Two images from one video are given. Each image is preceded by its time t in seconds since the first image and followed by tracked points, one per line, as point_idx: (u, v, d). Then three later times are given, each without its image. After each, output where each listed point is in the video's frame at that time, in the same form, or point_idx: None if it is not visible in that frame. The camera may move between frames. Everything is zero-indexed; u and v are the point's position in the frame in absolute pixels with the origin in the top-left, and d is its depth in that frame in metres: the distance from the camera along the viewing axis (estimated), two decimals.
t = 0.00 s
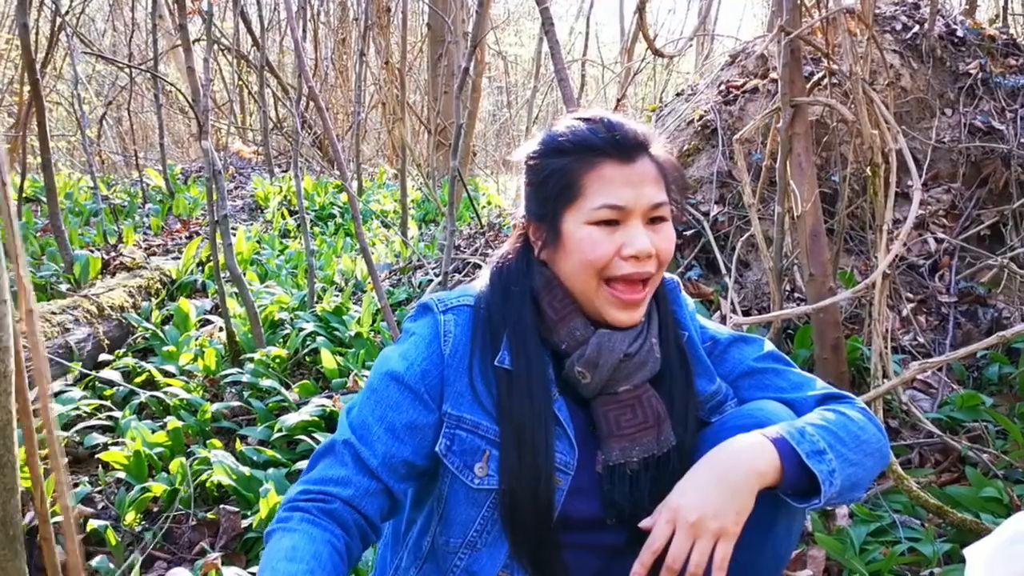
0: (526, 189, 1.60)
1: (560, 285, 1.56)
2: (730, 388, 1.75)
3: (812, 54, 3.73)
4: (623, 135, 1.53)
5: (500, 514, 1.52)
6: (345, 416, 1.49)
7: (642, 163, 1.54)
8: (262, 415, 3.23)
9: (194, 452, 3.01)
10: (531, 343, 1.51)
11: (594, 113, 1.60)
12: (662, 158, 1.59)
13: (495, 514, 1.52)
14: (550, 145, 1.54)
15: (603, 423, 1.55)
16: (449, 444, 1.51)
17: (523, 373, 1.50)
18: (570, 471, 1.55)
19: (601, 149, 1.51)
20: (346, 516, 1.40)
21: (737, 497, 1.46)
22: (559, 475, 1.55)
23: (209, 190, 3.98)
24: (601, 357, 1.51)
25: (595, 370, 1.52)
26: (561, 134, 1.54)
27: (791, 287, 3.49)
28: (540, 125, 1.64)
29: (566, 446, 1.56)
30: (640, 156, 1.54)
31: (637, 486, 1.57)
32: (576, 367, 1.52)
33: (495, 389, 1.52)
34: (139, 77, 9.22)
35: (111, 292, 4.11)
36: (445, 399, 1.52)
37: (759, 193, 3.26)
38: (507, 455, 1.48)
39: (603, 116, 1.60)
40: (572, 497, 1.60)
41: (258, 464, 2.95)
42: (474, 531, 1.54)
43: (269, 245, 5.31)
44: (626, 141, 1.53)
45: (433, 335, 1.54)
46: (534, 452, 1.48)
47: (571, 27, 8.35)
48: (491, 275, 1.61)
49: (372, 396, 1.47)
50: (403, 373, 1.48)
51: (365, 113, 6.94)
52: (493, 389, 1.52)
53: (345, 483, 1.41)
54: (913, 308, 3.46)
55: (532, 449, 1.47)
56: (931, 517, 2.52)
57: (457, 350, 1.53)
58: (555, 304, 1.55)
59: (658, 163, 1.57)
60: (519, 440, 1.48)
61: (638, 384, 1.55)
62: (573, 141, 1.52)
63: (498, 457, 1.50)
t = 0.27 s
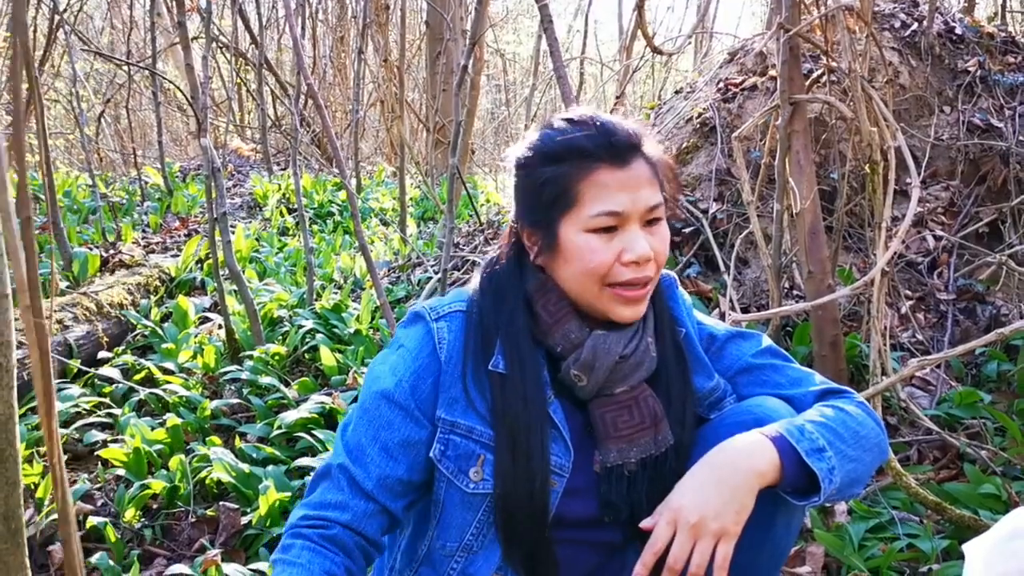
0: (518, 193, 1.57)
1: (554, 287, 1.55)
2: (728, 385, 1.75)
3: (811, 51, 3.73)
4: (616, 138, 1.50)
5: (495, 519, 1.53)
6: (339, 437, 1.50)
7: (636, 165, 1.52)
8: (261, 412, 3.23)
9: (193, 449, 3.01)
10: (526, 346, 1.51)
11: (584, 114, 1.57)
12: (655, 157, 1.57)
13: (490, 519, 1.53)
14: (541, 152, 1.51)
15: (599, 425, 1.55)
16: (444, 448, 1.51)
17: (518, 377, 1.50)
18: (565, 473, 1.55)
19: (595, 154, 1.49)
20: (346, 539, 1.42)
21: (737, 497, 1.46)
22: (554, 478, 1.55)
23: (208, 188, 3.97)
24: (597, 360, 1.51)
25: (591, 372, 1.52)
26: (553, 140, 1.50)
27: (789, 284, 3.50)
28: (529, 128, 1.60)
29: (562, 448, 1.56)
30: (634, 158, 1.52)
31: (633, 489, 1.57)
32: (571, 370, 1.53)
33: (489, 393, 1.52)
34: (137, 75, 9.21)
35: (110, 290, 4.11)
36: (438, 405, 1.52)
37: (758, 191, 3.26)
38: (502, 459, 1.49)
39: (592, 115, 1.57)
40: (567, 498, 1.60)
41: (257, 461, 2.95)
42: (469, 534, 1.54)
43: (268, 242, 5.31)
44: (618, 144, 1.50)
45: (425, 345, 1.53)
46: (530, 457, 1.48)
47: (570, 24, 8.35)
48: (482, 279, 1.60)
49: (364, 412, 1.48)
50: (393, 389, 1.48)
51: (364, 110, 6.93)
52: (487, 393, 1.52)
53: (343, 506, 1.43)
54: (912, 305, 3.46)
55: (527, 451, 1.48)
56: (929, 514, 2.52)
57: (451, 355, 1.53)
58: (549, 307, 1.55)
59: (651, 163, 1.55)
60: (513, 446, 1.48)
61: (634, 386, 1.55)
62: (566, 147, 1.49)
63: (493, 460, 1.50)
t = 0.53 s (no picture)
0: (513, 210, 1.51)
1: (552, 292, 1.54)
2: (727, 382, 1.75)
3: (810, 49, 3.73)
4: (616, 157, 1.45)
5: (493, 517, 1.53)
6: (340, 436, 1.50)
7: (636, 179, 1.47)
8: (260, 410, 3.23)
9: (192, 447, 3.00)
10: (523, 347, 1.51)
11: (578, 127, 1.49)
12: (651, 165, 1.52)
13: (488, 518, 1.53)
14: (539, 175, 1.44)
15: (596, 427, 1.56)
16: (441, 448, 1.51)
17: (517, 378, 1.49)
18: (564, 472, 1.56)
19: (595, 176, 1.43)
20: (351, 536, 1.42)
21: (737, 494, 1.47)
22: (553, 477, 1.55)
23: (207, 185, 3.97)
24: (594, 364, 1.51)
25: (588, 376, 1.53)
26: (549, 162, 1.44)
27: (788, 282, 3.50)
28: (520, 141, 1.53)
29: (562, 447, 1.56)
30: (634, 174, 1.47)
31: (631, 490, 1.58)
32: (568, 373, 1.53)
33: (487, 393, 1.52)
34: (135, 72, 9.19)
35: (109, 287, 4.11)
36: (436, 404, 1.51)
37: (757, 189, 3.26)
38: (500, 459, 1.49)
39: (586, 126, 1.50)
40: (566, 496, 1.60)
41: (257, 459, 2.95)
42: (467, 533, 1.54)
43: (267, 240, 5.30)
44: (618, 162, 1.45)
45: (423, 344, 1.52)
46: (529, 457, 1.48)
47: (569, 22, 8.34)
48: (479, 278, 1.59)
49: (363, 412, 1.48)
50: (392, 389, 1.48)
51: (363, 108, 6.93)
52: (486, 393, 1.52)
53: (347, 503, 1.43)
54: (911, 303, 3.46)
55: (526, 451, 1.48)
56: (928, 511, 2.53)
57: (449, 354, 1.53)
58: (546, 309, 1.55)
59: (649, 173, 1.50)
60: (512, 447, 1.48)
61: (629, 390, 1.56)
62: (565, 170, 1.43)
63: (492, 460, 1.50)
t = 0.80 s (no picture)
0: (511, 197, 1.52)
1: (549, 286, 1.53)
2: (727, 379, 1.74)
3: (809, 47, 3.73)
4: (613, 150, 1.45)
5: (488, 512, 1.52)
6: (324, 407, 1.50)
7: (633, 172, 1.47)
8: (258, 408, 3.22)
9: (190, 445, 3.00)
10: (522, 343, 1.50)
11: (578, 120, 1.50)
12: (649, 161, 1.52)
13: (484, 513, 1.51)
14: (535, 162, 1.45)
15: (593, 424, 1.55)
16: (436, 443, 1.50)
17: (515, 373, 1.49)
18: (561, 468, 1.55)
19: (590, 167, 1.44)
20: (321, 504, 1.42)
21: (738, 493, 1.46)
22: (550, 473, 1.54)
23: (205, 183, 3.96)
24: (590, 360, 1.50)
25: (585, 371, 1.52)
26: (546, 150, 1.45)
27: (786, 280, 3.50)
28: (521, 133, 1.54)
29: (558, 444, 1.55)
30: (631, 167, 1.47)
31: (628, 487, 1.57)
32: (565, 369, 1.52)
33: (484, 388, 1.52)
34: (133, 70, 9.18)
35: (107, 285, 4.10)
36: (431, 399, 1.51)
37: (755, 187, 3.26)
38: (496, 454, 1.49)
39: (586, 120, 1.51)
40: (564, 493, 1.59)
41: (255, 457, 2.94)
42: (463, 529, 1.53)
43: (264, 238, 5.30)
44: (615, 155, 1.45)
45: (419, 335, 1.52)
46: (525, 452, 1.47)
47: (567, 21, 8.34)
48: (478, 272, 1.58)
49: (349, 390, 1.47)
50: (382, 372, 1.47)
51: (361, 106, 6.92)
52: (482, 388, 1.52)
53: (320, 472, 1.43)
54: (909, 301, 3.47)
55: (524, 446, 1.47)
56: (926, 509, 2.53)
57: (445, 348, 1.52)
58: (544, 305, 1.54)
59: (647, 168, 1.51)
60: (508, 444, 1.48)
61: (627, 386, 1.55)
62: (561, 160, 1.44)
63: (488, 455, 1.49)
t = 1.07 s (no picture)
0: (507, 196, 1.54)
1: (543, 286, 1.54)
2: (722, 380, 1.74)
3: (806, 49, 3.74)
4: (604, 147, 1.46)
5: (478, 510, 1.51)
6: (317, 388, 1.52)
7: (625, 170, 1.48)
8: (255, 409, 3.22)
9: (187, 446, 2.99)
10: (517, 341, 1.50)
11: (572, 119, 1.52)
12: (643, 161, 1.53)
13: (474, 511, 1.51)
14: (526, 159, 1.47)
15: (584, 424, 1.54)
16: (427, 440, 1.50)
17: (507, 370, 1.49)
18: (553, 468, 1.54)
19: (579, 163, 1.45)
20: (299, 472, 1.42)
21: (733, 494, 1.47)
22: (542, 473, 1.54)
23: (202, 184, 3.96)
24: (583, 359, 1.49)
25: (577, 371, 1.50)
26: (537, 147, 1.47)
27: (784, 281, 3.51)
28: (518, 132, 1.56)
29: (550, 443, 1.54)
30: (622, 165, 1.48)
31: (620, 488, 1.57)
32: (557, 368, 1.51)
33: (476, 386, 1.52)
34: (131, 71, 9.18)
35: (104, 286, 4.10)
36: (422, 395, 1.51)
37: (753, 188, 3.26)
38: (487, 451, 1.48)
39: (580, 119, 1.52)
40: (556, 492, 1.58)
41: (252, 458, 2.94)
42: (453, 527, 1.52)
43: (262, 239, 5.29)
44: (606, 152, 1.46)
45: (412, 332, 1.53)
46: (516, 447, 1.48)
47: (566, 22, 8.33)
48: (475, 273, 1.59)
49: (340, 374, 1.50)
50: (373, 358, 1.50)
51: (359, 107, 6.92)
52: (474, 385, 1.52)
53: (301, 441, 1.44)
54: (906, 302, 3.47)
55: (514, 443, 1.48)
56: (923, 510, 2.53)
57: (438, 346, 1.53)
58: (539, 305, 1.54)
59: (640, 168, 1.51)
60: (499, 441, 1.48)
61: (620, 386, 1.53)
62: (551, 156, 1.46)
63: (478, 453, 1.49)
